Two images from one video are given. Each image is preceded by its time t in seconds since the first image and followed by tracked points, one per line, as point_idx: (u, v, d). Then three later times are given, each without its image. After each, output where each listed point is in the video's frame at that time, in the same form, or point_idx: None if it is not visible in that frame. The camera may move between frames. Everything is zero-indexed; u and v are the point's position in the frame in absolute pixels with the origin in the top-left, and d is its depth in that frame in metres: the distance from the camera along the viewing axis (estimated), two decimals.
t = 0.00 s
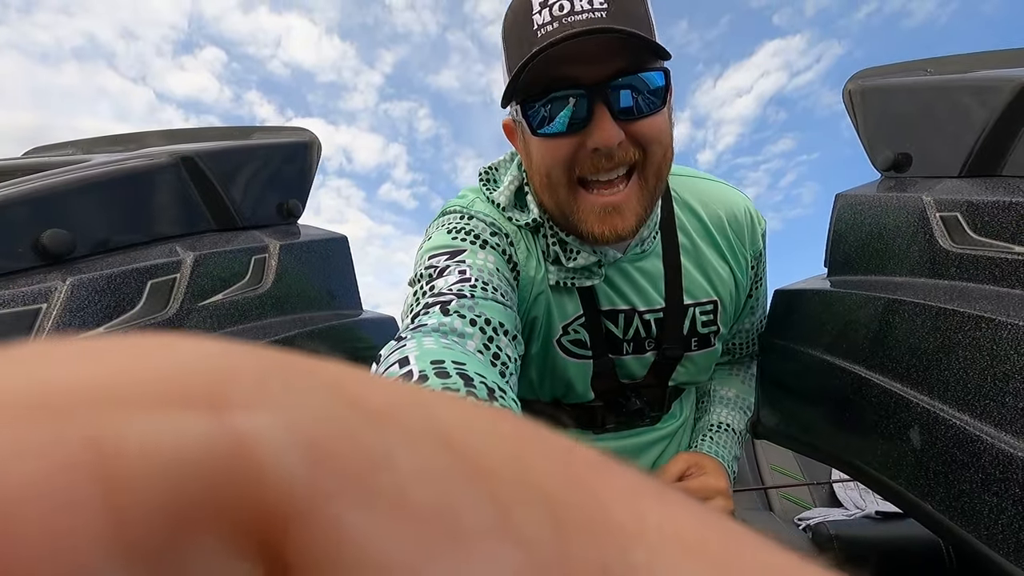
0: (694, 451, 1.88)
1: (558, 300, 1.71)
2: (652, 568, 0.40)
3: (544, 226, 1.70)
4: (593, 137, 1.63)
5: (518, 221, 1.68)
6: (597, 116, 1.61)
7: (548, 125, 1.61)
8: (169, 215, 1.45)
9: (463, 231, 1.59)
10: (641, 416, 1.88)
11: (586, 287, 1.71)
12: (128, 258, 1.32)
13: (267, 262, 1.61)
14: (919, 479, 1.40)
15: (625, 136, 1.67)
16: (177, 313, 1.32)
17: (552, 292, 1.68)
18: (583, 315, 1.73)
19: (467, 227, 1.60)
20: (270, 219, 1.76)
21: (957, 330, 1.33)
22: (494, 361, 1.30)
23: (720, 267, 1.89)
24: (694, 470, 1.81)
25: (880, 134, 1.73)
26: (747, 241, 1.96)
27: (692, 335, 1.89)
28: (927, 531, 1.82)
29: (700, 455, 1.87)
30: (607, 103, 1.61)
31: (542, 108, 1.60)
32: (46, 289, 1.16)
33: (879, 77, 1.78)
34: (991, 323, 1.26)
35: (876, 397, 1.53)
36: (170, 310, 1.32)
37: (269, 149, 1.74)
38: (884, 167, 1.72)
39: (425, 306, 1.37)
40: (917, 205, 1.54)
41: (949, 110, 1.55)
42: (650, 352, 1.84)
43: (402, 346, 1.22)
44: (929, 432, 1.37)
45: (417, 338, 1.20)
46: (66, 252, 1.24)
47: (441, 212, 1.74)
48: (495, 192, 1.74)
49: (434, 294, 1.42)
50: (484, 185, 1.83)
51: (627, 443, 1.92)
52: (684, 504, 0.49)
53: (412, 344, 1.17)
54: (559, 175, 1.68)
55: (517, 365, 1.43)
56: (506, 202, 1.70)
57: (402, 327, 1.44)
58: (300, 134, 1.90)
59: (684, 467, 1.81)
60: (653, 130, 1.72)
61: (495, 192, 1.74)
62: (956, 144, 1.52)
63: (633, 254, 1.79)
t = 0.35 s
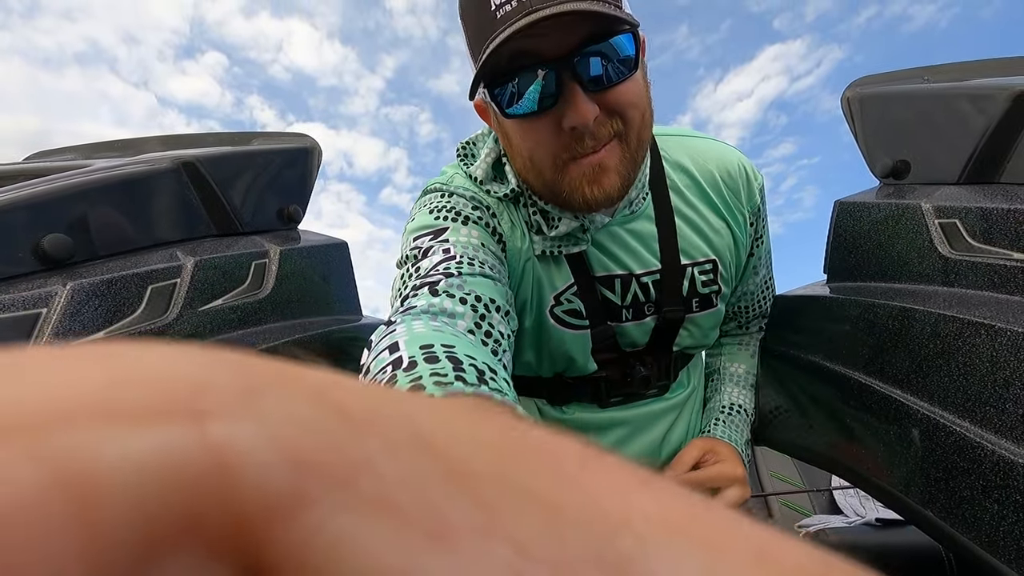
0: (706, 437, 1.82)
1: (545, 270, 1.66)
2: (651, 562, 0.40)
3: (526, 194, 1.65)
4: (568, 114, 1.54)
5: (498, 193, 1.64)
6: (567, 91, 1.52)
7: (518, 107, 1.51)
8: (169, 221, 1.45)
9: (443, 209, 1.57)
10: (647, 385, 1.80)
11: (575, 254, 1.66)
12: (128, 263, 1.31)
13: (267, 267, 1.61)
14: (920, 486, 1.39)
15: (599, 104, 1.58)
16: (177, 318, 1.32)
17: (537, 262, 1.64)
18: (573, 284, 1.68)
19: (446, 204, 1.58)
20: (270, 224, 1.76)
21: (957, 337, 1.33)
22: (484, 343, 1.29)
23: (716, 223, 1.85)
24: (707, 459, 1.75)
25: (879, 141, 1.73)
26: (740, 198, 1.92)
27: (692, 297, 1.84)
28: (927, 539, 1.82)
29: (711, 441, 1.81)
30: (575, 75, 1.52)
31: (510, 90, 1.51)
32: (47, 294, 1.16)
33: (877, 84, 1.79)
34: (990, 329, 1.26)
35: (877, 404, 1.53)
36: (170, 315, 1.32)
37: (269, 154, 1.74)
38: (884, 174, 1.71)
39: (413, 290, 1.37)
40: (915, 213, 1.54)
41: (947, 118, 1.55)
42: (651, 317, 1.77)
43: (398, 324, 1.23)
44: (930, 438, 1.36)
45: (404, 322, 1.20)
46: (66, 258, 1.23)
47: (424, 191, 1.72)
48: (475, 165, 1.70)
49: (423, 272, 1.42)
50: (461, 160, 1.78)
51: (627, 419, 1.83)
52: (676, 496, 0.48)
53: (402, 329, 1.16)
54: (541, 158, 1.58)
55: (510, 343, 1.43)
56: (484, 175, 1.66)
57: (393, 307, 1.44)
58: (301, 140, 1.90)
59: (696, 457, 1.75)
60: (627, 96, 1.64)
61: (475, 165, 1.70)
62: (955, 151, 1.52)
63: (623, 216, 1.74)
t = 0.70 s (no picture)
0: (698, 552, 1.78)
1: (547, 306, 1.69)
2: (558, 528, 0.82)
3: (530, 232, 1.67)
4: (608, 186, 1.48)
5: (509, 230, 1.68)
6: (613, 164, 1.46)
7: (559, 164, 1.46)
8: (170, 222, 1.43)
9: (445, 288, 1.65)
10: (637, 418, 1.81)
11: (574, 294, 1.68)
12: (128, 264, 1.29)
13: (267, 270, 1.61)
14: (920, 493, 1.39)
15: (642, 178, 1.51)
16: (176, 321, 1.31)
17: (539, 302, 1.69)
18: (571, 318, 1.70)
19: (448, 282, 1.65)
20: (269, 227, 1.76)
21: (955, 343, 1.33)
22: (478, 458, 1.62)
23: (720, 271, 1.81)
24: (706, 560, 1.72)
25: (878, 148, 1.73)
26: (750, 244, 1.88)
27: (688, 338, 1.82)
28: (928, 545, 1.81)
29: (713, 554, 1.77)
30: (624, 156, 1.46)
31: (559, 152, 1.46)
32: (45, 296, 1.13)
33: (877, 91, 1.79)
34: (989, 335, 1.26)
35: (875, 409, 1.53)
36: (169, 317, 1.30)
37: (269, 157, 1.74)
38: (883, 180, 1.71)
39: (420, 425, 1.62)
40: (915, 219, 1.54)
41: (948, 125, 1.55)
42: (648, 353, 1.77)
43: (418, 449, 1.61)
44: (928, 444, 1.36)
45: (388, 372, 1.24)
46: (66, 260, 1.20)
47: (432, 240, 1.73)
48: (489, 203, 1.71)
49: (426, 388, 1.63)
50: (483, 194, 1.80)
51: (633, 468, 1.84)
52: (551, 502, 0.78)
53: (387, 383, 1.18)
54: (572, 211, 1.53)
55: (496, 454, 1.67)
56: (497, 212, 1.69)
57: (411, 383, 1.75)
58: (300, 143, 1.91)
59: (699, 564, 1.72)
60: (672, 173, 1.56)
61: (489, 203, 1.71)
62: (954, 158, 1.52)
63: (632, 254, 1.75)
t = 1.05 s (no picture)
0: None
1: (553, 355, 1.82)
2: None
3: (544, 288, 1.79)
4: (621, 272, 1.61)
5: (526, 287, 1.81)
6: (628, 259, 1.58)
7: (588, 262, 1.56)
8: (165, 227, 1.44)
9: (468, 334, 1.78)
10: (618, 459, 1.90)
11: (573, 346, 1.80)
12: (124, 270, 1.30)
13: (263, 275, 1.62)
14: (917, 495, 1.39)
15: (653, 267, 1.64)
16: (172, 326, 1.32)
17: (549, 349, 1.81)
18: (570, 365, 1.83)
19: (471, 329, 1.78)
20: (266, 231, 1.77)
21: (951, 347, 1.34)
22: (506, 500, 1.78)
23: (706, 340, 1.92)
24: None
25: (872, 151, 1.74)
26: (731, 316, 1.97)
27: (666, 395, 1.91)
28: (925, 548, 1.81)
29: None
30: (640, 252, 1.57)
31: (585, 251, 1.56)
32: (40, 302, 1.14)
33: (870, 94, 1.79)
34: (984, 336, 1.27)
35: (872, 412, 1.53)
36: (165, 323, 1.31)
37: (265, 163, 1.75)
38: (877, 183, 1.72)
39: (460, 471, 1.75)
40: (911, 222, 1.54)
41: (940, 129, 1.56)
42: (628, 404, 1.89)
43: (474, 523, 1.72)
44: (925, 448, 1.36)
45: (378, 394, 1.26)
46: (61, 265, 1.20)
47: (455, 287, 1.85)
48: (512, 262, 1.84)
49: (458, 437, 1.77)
50: (505, 250, 1.94)
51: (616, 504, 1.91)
52: None
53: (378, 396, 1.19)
54: (587, 285, 1.66)
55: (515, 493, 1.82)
56: (517, 271, 1.82)
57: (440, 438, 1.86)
58: (298, 148, 1.92)
59: None
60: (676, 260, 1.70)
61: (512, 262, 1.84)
62: (946, 162, 1.53)
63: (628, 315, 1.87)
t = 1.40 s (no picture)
0: None
1: (566, 342, 1.86)
2: None
3: (561, 276, 1.86)
4: (629, 239, 1.69)
5: (543, 274, 1.88)
6: (636, 224, 1.67)
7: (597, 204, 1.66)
8: (161, 240, 1.45)
9: (489, 309, 1.82)
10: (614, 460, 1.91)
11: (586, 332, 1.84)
12: (119, 283, 1.31)
13: (260, 285, 1.63)
14: (917, 496, 1.39)
15: (660, 240, 1.72)
16: (168, 339, 1.33)
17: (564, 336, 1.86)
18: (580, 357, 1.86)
19: (493, 305, 1.82)
20: (263, 242, 1.78)
21: (947, 346, 1.34)
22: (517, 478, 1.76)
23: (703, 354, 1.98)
24: None
25: (865, 152, 1.74)
26: (733, 337, 2.03)
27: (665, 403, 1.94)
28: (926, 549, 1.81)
29: None
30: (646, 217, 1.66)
31: (598, 209, 1.66)
32: (35, 316, 1.14)
33: (862, 98, 1.80)
34: (980, 337, 1.27)
35: (870, 414, 1.52)
36: (161, 335, 1.32)
37: (261, 174, 1.77)
38: (870, 185, 1.71)
39: (477, 442, 1.74)
40: (904, 223, 1.55)
41: (932, 130, 1.57)
42: (629, 407, 1.90)
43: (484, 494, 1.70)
44: (923, 449, 1.36)
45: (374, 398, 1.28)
46: (56, 279, 1.21)
47: (479, 271, 1.91)
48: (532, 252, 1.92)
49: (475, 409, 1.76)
50: (525, 244, 2.01)
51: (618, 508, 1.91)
52: None
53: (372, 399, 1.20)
54: (598, 258, 1.74)
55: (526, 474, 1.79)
56: (536, 260, 1.90)
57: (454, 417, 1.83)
58: (293, 158, 1.94)
59: None
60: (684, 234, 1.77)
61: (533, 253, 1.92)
62: (940, 163, 1.53)
63: (633, 323, 1.92)
